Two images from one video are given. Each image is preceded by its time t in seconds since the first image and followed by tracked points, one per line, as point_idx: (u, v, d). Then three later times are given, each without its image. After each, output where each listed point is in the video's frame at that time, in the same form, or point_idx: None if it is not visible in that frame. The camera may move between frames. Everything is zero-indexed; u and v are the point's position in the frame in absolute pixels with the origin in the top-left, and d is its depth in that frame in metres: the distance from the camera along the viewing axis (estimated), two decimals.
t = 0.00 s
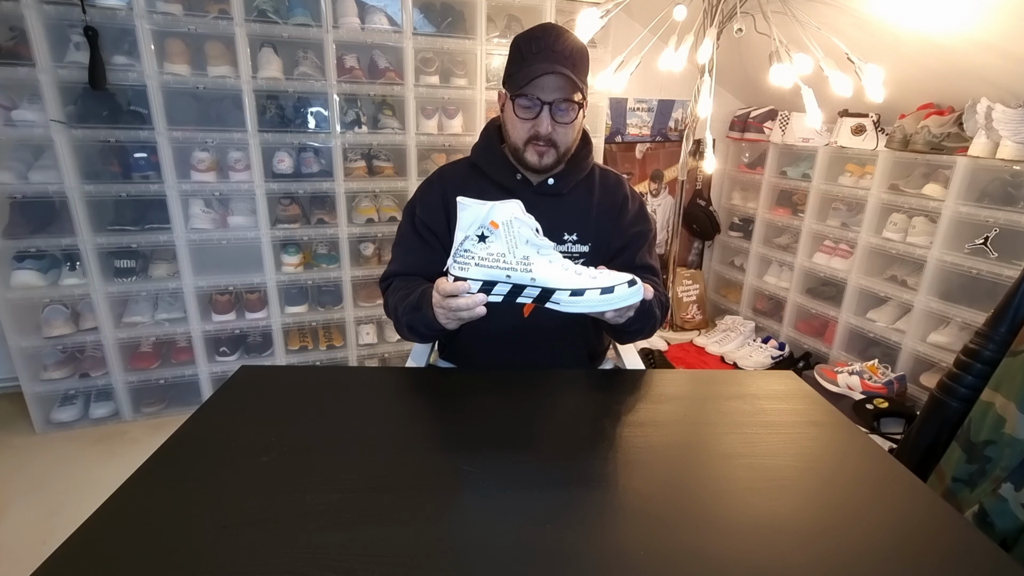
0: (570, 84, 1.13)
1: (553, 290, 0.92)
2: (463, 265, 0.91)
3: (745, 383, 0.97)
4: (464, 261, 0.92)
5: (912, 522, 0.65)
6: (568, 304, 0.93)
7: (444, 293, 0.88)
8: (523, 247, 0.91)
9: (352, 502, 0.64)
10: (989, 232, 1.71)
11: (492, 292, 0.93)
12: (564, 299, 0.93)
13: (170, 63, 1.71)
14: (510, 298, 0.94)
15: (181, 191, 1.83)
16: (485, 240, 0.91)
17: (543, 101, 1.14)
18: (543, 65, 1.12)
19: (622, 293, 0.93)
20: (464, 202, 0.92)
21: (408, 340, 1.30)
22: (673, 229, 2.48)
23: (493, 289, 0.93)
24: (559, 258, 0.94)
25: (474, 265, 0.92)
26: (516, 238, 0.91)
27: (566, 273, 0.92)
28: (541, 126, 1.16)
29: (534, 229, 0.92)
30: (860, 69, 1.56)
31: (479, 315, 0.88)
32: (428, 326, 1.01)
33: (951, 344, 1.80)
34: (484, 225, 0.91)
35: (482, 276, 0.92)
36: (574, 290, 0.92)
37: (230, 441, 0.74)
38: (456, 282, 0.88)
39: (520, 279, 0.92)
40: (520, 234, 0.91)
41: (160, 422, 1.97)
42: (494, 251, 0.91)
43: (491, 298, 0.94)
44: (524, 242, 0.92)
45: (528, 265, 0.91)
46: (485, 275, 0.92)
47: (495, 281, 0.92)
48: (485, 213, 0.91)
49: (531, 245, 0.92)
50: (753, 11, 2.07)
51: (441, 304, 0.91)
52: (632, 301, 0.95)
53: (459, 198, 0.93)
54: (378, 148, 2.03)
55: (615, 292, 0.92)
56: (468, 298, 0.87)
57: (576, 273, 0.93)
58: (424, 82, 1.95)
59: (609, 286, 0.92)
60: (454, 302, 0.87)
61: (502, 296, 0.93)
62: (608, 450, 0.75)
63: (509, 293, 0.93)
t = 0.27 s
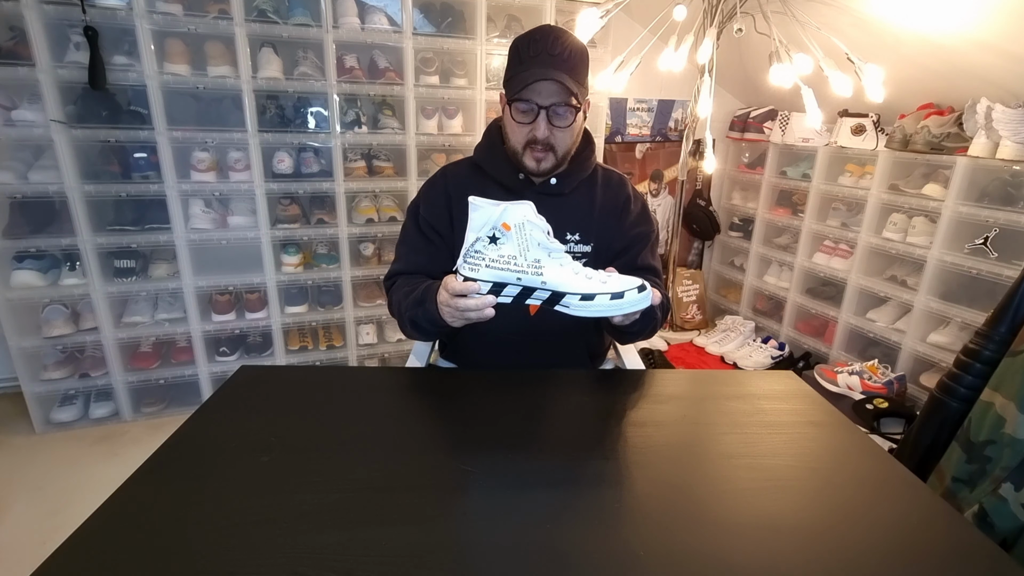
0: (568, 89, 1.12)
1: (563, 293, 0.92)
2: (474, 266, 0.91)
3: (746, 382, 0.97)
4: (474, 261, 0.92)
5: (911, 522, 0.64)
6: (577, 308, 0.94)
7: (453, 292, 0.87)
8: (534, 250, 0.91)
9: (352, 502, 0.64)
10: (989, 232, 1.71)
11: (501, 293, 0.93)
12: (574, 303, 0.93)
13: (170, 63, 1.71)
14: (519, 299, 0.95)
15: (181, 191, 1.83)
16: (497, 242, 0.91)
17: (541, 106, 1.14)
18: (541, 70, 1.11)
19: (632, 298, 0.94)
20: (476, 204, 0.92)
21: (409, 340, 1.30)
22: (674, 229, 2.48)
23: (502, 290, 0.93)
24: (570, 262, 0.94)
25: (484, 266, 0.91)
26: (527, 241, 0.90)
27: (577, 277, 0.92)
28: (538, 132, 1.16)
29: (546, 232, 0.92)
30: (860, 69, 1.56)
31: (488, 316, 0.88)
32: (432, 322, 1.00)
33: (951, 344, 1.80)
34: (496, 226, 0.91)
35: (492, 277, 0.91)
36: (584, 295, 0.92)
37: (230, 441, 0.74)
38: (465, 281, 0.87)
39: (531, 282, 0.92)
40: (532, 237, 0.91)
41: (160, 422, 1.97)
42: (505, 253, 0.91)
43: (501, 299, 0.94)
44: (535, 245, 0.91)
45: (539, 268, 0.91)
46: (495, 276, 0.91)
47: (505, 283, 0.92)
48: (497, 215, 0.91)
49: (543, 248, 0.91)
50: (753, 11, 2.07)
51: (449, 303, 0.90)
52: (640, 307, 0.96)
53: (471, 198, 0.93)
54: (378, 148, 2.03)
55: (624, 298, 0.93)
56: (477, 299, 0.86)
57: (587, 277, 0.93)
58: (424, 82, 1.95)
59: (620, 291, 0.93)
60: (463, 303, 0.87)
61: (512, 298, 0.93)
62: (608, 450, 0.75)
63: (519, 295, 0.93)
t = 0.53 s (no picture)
0: (567, 89, 1.12)
1: (573, 309, 0.92)
2: (484, 280, 0.89)
3: (746, 382, 0.97)
4: (484, 274, 0.89)
5: (911, 523, 0.64)
6: (585, 322, 0.94)
7: (465, 298, 0.89)
8: (546, 267, 0.89)
9: (352, 502, 0.64)
10: (989, 232, 1.71)
11: (510, 303, 0.93)
12: (582, 317, 0.94)
13: (170, 63, 1.71)
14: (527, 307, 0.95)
15: (181, 191, 1.83)
16: (508, 258, 0.88)
17: (539, 106, 1.14)
18: (539, 70, 1.11)
19: (640, 315, 0.95)
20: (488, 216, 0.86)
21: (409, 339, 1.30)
22: (674, 229, 2.48)
23: (512, 300, 0.92)
24: (582, 276, 0.92)
25: (494, 280, 0.89)
26: (540, 259, 0.88)
27: (588, 293, 0.92)
28: (536, 132, 1.16)
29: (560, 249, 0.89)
30: (860, 69, 1.56)
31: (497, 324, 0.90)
32: (430, 317, 1.01)
33: (951, 344, 1.80)
34: (508, 243, 0.87)
35: (502, 290, 0.90)
36: (593, 311, 0.93)
37: (231, 441, 0.74)
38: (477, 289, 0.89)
39: (540, 296, 0.91)
40: (545, 255, 0.88)
41: (160, 422, 1.97)
42: (516, 269, 0.88)
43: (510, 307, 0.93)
44: (548, 263, 0.89)
45: (549, 284, 0.90)
46: (505, 290, 0.90)
47: (515, 296, 0.91)
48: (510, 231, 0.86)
49: (554, 265, 0.89)
50: (753, 11, 2.07)
51: (457, 304, 0.92)
52: (646, 321, 0.97)
53: (483, 207, 0.87)
54: (378, 148, 2.03)
55: (632, 315, 0.94)
56: (490, 307, 0.88)
57: (597, 293, 0.92)
58: (424, 82, 1.95)
59: (628, 308, 0.94)
60: (474, 309, 0.90)
61: (521, 307, 0.93)
62: (608, 450, 0.75)
63: (528, 305, 0.93)
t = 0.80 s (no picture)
0: (569, 90, 1.12)
1: (576, 312, 0.93)
2: (486, 288, 0.89)
3: (746, 382, 0.97)
4: (486, 283, 0.89)
5: (912, 522, 0.64)
6: (589, 325, 0.94)
7: (467, 305, 0.88)
8: (547, 273, 0.89)
9: (352, 502, 0.64)
10: (989, 232, 1.71)
11: (513, 309, 0.93)
12: (586, 321, 0.94)
13: (170, 63, 1.71)
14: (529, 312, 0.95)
15: (181, 191, 1.83)
16: (509, 265, 0.88)
17: (540, 107, 1.14)
18: (541, 71, 1.11)
19: (643, 316, 0.95)
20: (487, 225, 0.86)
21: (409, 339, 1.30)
22: (674, 229, 2.48)
23: (514, 307, 0.92)
24: (583, 280, 0.92)
25: (496, 287, 0.89)
26: (541, 265, 0.88)
27: (590, 296, 0.92)
28: (538, 133, 1.16)
29: (560, 253, 0.89)
30: (860, 69, 1.56)
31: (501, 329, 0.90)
32: (432, 321, 1.01)
33: (951, 343, 1.80)
34: (509, 251, 0.87)
35: (504, 297, 0.90)
36: (596, 314, 0.93)
37: (231, 441, 0.74)
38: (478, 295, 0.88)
39: (543, 301, 0.91)
40: (545, 260, 0.88)
41: (160, 422, 1.97)
42: (518, 276, 0.89)
43: (513, 314, 0.93)
44: (549, 268, 0.89)
45: (551, 289, 0.90)
46: (508, 296, 0.90)
47: (517, 302, 0.91)
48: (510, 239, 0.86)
49: (556, 270, 0.89)
50: (753, 11, 2.07)
51: (460, 310, 0.91)
52: (650, 321, 0.98)
53: (482, 216, 0.87)
54: (378, 148, 2.03)
55: (635, 316, 0.95)
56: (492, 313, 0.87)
57: (599, 295, 0.93)
58: (424, 82, 1.95)
59: (631, 310, 0.94)
60: (478, 315, 0.88)
61: (524, 313, 0.93)
62: (608, 450, 0.75)
63: (531, 311, 0.93)
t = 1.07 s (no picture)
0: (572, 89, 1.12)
1: (576, 313, 0.93)
2: (486, 290, 0.88)
3: (746, 382, 0.97)
4: (486, 285, 0.89)
5: (912, 522, 0.64)
6: (588, 325, 0.95)
7: (466, 307, 0.88)
8: (548, 275, 0.89)
9: (352, 502, 0.64)
10: (989, 232, 1.71)
11: (513, 310, 0.93)
12: (586, 321, 0.94)
13: (170, 63, 1.71)
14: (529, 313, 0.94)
15: (181, 191, 1.83)
16: (509, 267, 0.87)
17: (544, 106, 1.14)
18: (544, 70, 1.11)
19: (642, 317, 0.96)
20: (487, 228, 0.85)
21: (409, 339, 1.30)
22: (674, 229, 2.48)
23: (514, 308, 0.92)
24: (584, 282, 0.92)
25: (496, 289, 0.89)
26: (541, 268, 0.87)
27: (591, 297, 0.92)
28: (542, 133, 1.16)
29: (560, 255, 0.88)
30: (860, 69, 1.56)
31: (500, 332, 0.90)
32: (432, 322, 1.02)
33: (951, 343, 1.80)
34: (509, 253, 0.86)
35: (504, 299, 0.90)
36: (596, 315, 0.93)
37: (231, 441, 0.74)
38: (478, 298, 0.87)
39: (543, 302, 0.91)
40: (546, 263, 0.88)
41: (160, 422, 1.97)
42: (518, 278, 0.88)
43: (513, 314, 0.93)
44: (549, 270, 0.88)
45: (552, 291, 0.90)
46: (508, 298, 0.90)
47: (517, 304, 0.91)
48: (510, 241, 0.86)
49: (556, 272, 0.89)
50: (753, 11, 2.07)
51: (460, 312, 0.91)
52: (649, 323, 0.98)
53: (482, 219, 0.86)
54: (378, 148, 2.03)
55: (635, 317, 0.95)
56: (492, 316, 0.88)
57: (599, 297, 0.93)
58: (424, 82, 1.95)
59: (631, 311, 0.94)
60: (478, 318, 0.89)
61: (524, 315, 0.93)
62: (608, 450, 0.75)
63: (531, 312, 0.93)
